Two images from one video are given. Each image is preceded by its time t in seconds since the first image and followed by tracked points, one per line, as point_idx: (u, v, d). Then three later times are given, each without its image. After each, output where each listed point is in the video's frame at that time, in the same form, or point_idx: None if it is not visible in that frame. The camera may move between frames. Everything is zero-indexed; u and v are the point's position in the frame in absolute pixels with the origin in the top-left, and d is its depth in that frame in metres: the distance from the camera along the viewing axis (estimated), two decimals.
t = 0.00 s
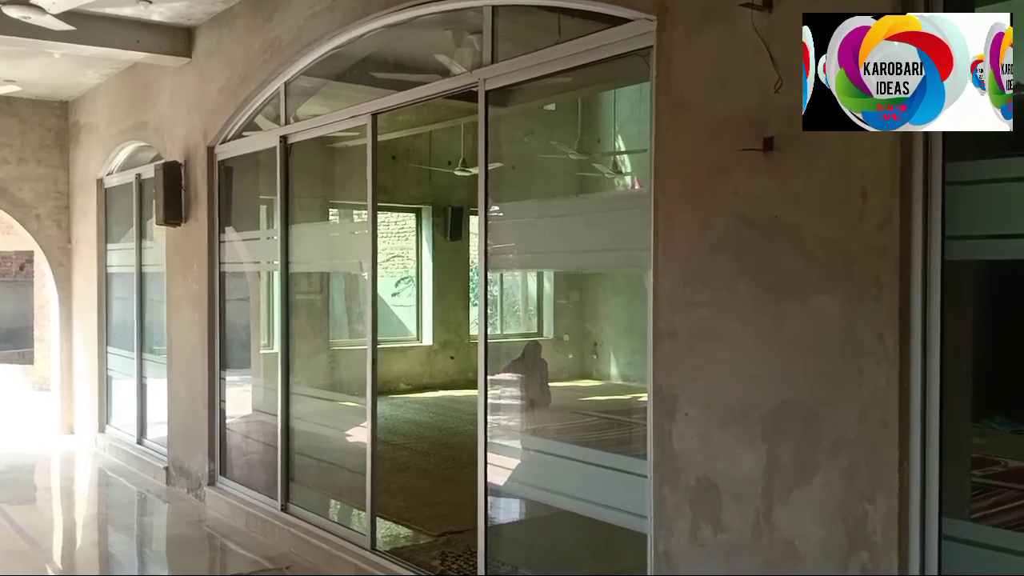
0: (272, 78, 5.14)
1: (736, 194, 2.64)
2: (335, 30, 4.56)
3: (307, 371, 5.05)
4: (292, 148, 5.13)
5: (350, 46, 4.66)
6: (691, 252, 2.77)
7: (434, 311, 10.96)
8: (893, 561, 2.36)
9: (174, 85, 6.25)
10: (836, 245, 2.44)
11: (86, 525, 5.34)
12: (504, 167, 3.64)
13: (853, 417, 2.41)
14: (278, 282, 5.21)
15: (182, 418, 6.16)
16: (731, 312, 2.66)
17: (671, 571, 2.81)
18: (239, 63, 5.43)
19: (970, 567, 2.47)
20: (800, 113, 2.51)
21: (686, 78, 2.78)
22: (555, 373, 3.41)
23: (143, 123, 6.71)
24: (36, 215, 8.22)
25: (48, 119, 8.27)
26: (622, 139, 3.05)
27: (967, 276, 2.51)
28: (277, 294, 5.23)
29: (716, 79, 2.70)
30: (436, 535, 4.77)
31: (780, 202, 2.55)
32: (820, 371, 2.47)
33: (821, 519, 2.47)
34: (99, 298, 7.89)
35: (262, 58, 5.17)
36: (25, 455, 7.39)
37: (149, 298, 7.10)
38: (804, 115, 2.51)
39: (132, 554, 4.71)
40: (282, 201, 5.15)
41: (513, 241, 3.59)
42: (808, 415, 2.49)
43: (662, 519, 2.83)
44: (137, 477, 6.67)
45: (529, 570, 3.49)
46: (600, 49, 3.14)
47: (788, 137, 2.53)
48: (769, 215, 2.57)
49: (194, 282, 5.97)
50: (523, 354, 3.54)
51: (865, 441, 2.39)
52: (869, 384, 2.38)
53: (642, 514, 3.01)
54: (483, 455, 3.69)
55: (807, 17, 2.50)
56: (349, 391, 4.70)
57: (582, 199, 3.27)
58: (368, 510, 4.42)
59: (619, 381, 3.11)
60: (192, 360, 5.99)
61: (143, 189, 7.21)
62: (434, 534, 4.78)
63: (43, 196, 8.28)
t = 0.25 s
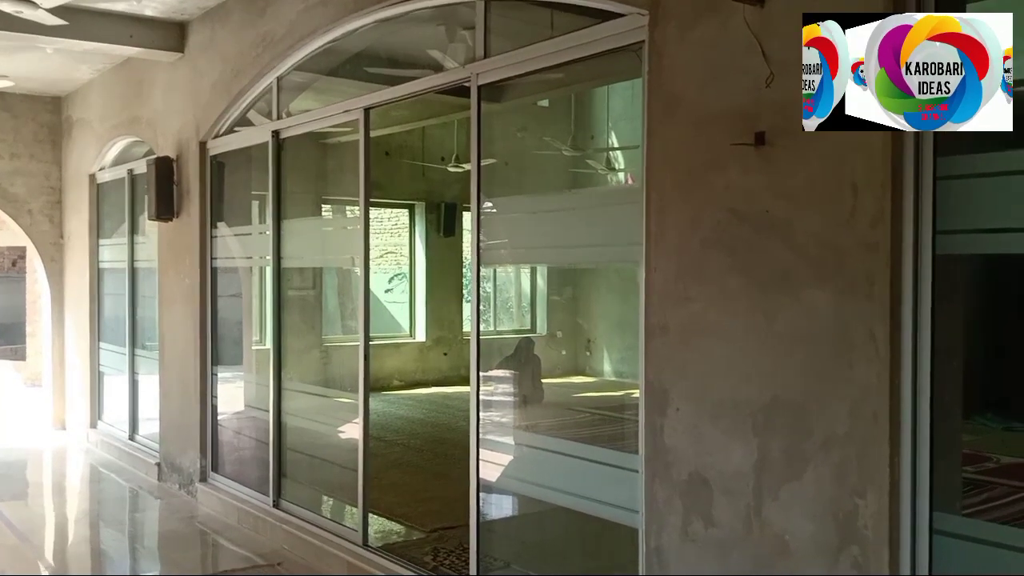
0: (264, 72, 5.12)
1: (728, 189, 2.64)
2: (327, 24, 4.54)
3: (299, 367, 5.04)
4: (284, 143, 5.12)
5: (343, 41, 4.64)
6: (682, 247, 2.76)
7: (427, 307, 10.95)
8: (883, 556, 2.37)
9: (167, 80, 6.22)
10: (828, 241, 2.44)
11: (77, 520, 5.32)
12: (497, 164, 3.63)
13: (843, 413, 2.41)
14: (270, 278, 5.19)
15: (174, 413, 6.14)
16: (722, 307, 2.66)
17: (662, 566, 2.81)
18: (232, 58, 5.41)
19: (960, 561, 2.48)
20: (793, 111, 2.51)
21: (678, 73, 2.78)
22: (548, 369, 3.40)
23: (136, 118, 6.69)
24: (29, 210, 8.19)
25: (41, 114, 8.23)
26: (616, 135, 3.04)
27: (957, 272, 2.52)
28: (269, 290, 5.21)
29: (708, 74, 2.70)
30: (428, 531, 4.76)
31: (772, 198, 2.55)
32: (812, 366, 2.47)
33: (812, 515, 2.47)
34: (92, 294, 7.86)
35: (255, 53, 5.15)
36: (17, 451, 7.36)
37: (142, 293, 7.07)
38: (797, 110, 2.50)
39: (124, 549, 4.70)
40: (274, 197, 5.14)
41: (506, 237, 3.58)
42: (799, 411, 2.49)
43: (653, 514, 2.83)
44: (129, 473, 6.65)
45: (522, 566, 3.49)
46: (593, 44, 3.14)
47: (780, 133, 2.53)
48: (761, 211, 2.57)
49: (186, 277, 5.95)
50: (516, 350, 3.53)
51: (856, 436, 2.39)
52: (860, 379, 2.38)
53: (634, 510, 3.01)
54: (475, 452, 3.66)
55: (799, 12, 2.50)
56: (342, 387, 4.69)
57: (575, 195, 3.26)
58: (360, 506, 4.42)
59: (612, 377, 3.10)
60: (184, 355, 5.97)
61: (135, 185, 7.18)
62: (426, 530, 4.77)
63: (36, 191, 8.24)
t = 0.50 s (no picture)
0: (257, 69, 5.11)
1: (720, 185, 2.65)
2: (319, 21, 4.53)
3: (293, 364, 5.03)
4: (276, 139, 5.11)
5: (336, 37, 4.63)
6: (674, 243, 2.77)
7: (420, 304, 10.95)
8: (874, 550, 2.39)
9: (160, 76, 6.20)
10: (819, 237, 2.45)
11: (70, 517, 5.31)
12: (489, 161, 3.63)
13: (834, 408, 2.43)
14: (263, 275, 5.18)
15: (167, 410, 6.13)
16: (715, 303, 2.67)
17: (654, 562, 2.83)
18: (224, 54, 5.39)
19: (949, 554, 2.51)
20: (785, 107, 2.52)
21: (671, 70, 2.79)
22: (541, 365, 3.52)
23: (128, 115, 6.66)
24: (20, 206, 8.16)
25: (32, 110, 8.19)
26: (609, 132, 3.04)
27: (948, 268, 2.54)
28: (262, 287, 5.21)
29: (700, 71, 2.71)
30: (421, 527, 4.77)
31: (764, 195, 2.56)
32: (803, 361, 2.49)
33: (803, 510, 2.49)
34: (83, 290, 7.83)
35: (248, 49, 5.14)
36: (9, 448, 7.35)
37: (134, 290, 7.06)
38: (789, 106, 2.51)
39: (117, 546, 4.69)
40: (267, 193, 5.13)
41: (499, 234, 3.58)
42: (790, 406, 2.51)
43: (645, 510, 2.85)
44: (122, 469, 6.64)
45: (515, 562, 3.49)
46: (585, 41, 3.14)
47: (772, 129, 2.55)
48: (752, 208, 2.58)
49: (178, 274, 5.94)
50: (510, 347, 3.65)
51: (848, 431, 2.41)
52: (851, 374, 2.40)
53: (626, 505, 3.02)
54: (467, 448, 3.65)
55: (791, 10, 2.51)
56: (335, 383, 4.70)
57: (569, 192, 3.27)
58: (353, 502, 4.42)
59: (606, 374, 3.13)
60: (177, 352, 5.96)
61: (127, 181, 7.16)
62: (420, 526, 4.78)
63: (27, 187, 8.21)
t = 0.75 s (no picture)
0: (252, 59, 5.09)
1: (717, 175, 2.66)
2: (314, 11, 4.51)
3: (290, 355, 5.03)
4: (272, 130, 5.09)
5: (331, 27, 4.62)
6: (671, 233, 2.78)
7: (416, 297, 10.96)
8: (872, 538, 2.43)
9: (154, 67, 6.18)
10: (816, 227, 2.48)
11: (66, 508, 5.31)
12: (485, 152, 3.62)
13: (830, 396, 2.46)
14: (259, 266, 5.17)
15: (164, 401, 6.13)
16: (711, 293, 2.68)
17: (651, 550, 2.84)
18: (220, 45, 5.37)
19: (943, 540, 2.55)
20: (782, 98, 2.53)
21: (667, 60, 2.79)
22: (538, 356, 3.44)
23: (122, 105, 6.64)
24: (15, 198, 8.13)
25: (27, 101, 8.16)
26: (605, 123, 3.05)
27: (943, 258, 2.56)
28: (258, 278, 5.20)
29: (697, 61, 2.71)
30: (419, 517, 4.78)
31: (761, 184, 2.57)
32: (799, 350, 2.51)
33: (800, 497, 2.51)
34: (79, 282, 7.82)
35: (243, 40, 5.12)
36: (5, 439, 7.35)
37: (130, 281, 7.05)
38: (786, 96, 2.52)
39: (114, 537, 4.70)
40: (262, 185, 5.12)
41: (496, 225, 3.58)
42: (787, 395, 2.53)
43: (642, 499, 2.86)
44: (119, 461, 6.64)
45: (512, 552, 3.50)
46: (581, 32, 3.14)
47: (769, 119, 2.56)
48: (749, 197, 2.59)
49: (174, 265, 5.93)
50: (505, 338, 3.58)
51: (845, 420, 2.44)
52: (849, 363, 2.43)
53: (623, 494, 3.04)
54: (464, 439, 3.65)
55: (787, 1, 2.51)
56: (331, 374, 4.70)
57: (565, 182, 3.27)
58: (351, 493, 4.43)
59: (602, 365, 3.12)
60: (173, 343, 5.96)
61: (123, 172, 7.14)
62: (417, 516, 4.80)
63: (21, 178, 8.18)
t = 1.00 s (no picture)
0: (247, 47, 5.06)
1: (714, 161, 2.65)
2: None
3: (287, 343, 5.02)
4: (268, 117, 5.08)
5: (326, 14, 4.59)
6: (669, 219, 2.77)
7: (413, 286, 11.02)
8: (869, 520, 2.43)
9: (149, 55, 6.15)
10: (815, 211, 2.48)
11: (64, 498, 5.31)
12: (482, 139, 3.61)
13: (828, 380, 2.46)
14: (256, 254, 5.16)
15: (161, 390, 6.12)
16: (710, 278, 2.68)
17: (650, 535, 2.84)
18: (215, 33, 5.34)
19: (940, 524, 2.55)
20: (780, 83, 2.53)
21: (665, 45, 2.77)
22: (535, 346, 3.42)
23: (117, 94, 6.61)
24: (10, 187, 8.10)
25: (21, 90, 8.12)
26: (602, 111, 3.03)
27: (940, 242, 2.56)
28: (255, 267, 5.19)
29: (695, 47, 2.70)
30: (417, 504, 4.79)
31: (760, 169, 2.57)
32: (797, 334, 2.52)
33: (798, 481, 2.52)
34: (75, 272, 7.81)
35: (237, 27, 5.09)
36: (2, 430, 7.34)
37: (126, 271, 7.03)
38: (785, 81, 2.52)
39: (113, 526, 4.70)
40: (259, 174, 5.11)
41: (493, 213, 3.57)
42: (785, 379, 2.54)
43: (641, 484, 2.86)
44: (116, 450, 6.64)
45: (511, 539, 3.50)
46: (577, 17, 3.12)
47: (767, 103, 2.55)
48: (748, 181, 2.59)
49: (171, 254, 5.92)
50: (503, 327, 3.56)
51: (842, 403, 2.45)
52: (846, 347, 2.44)
53: (620, 479, 3.04)
54: (462, 427, 3.65)
55: None
56: (328, 363, 4.70)
57: (563, 169, 3.26)
58: (349, 481, 4.43)
59: (600, 355, 3.11)
60: (170, 332, 5.95)
61: (118, 161, 7.12)
62: (416, 503, 4.80)
63: (16, 168, 8.15)
